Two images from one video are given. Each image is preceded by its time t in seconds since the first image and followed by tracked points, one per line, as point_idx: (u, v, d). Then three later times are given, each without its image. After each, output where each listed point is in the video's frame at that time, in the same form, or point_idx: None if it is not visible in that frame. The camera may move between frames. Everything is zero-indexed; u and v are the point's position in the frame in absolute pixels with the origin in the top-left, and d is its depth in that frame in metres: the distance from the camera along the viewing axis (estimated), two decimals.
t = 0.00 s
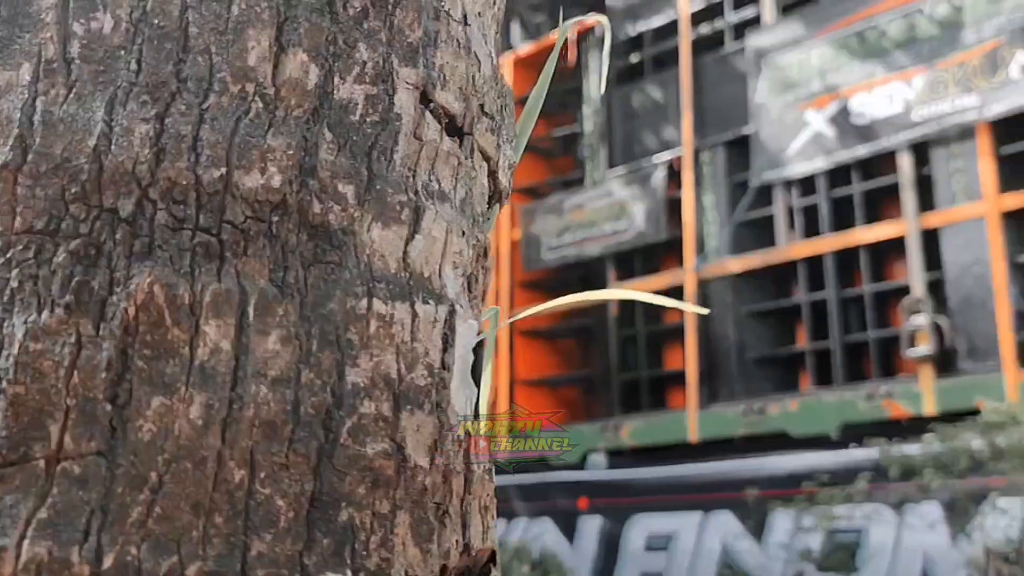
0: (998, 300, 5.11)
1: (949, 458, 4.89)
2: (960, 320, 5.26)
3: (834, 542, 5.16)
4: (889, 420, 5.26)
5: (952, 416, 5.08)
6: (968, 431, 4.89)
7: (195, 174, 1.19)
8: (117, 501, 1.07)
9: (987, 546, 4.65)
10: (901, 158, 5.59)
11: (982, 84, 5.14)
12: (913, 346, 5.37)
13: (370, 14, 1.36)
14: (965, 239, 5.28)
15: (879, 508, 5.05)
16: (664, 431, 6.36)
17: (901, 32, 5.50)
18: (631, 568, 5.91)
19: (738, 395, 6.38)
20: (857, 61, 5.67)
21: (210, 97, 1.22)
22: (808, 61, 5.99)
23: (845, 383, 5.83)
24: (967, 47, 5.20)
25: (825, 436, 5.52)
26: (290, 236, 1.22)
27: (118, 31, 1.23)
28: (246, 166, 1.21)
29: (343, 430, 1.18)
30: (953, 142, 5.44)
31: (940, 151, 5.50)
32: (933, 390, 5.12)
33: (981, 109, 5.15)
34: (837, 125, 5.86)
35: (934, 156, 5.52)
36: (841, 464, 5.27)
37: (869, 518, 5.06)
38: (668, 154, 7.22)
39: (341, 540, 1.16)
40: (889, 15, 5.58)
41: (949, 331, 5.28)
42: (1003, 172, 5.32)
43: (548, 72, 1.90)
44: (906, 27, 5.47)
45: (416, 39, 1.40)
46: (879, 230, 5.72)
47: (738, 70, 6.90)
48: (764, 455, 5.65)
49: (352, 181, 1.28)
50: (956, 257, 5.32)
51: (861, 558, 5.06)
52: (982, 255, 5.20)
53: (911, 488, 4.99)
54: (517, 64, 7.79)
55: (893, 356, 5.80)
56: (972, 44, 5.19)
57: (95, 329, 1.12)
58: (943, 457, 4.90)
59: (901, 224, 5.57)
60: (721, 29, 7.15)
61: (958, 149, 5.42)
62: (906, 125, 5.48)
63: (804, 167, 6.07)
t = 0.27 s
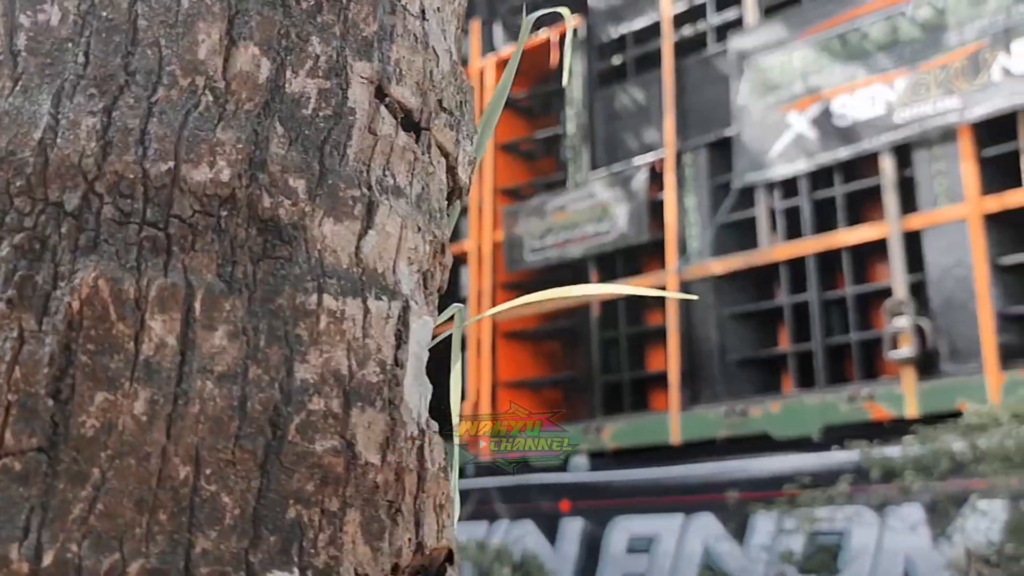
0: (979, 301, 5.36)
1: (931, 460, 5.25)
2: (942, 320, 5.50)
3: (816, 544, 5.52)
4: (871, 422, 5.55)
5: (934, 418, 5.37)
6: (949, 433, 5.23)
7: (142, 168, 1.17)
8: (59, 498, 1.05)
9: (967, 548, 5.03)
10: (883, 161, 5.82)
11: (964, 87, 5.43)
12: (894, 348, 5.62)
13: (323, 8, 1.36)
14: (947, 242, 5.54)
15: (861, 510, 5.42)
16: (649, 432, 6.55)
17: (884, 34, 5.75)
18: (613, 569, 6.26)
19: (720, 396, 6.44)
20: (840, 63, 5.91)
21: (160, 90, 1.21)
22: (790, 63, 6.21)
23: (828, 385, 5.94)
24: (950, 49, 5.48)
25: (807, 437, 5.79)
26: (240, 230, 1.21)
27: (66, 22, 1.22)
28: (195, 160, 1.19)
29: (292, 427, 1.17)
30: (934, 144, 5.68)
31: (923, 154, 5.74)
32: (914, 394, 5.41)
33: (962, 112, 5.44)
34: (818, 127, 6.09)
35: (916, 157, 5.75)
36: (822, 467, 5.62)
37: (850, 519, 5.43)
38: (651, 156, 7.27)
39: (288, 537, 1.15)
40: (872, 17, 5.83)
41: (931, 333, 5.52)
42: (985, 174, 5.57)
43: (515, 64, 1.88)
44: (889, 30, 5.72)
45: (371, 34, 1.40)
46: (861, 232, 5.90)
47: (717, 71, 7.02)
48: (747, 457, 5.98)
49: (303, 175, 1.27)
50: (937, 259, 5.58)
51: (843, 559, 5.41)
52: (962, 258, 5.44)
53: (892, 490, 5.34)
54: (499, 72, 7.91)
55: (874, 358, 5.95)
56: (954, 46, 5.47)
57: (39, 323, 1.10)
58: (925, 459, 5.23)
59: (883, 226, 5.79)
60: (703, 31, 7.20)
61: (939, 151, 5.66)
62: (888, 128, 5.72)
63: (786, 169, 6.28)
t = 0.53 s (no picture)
0: (972, 300, 6.06)
1: (924, 462, 5.89)
2: (936, 324, 6.23)
3: (808, 546, 6.26)
4: (865, 423, 6.24)
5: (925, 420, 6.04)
6: (943, 436, 5.86)
7: (98, 167, 1.16)
8: (7, 500, 1.05)
9: (958, 551, 5.68)
10: (878, 164, 6.58)
11: (958, 90, 6.11)
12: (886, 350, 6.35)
13: (286, 8, 1.36)
14: (942, 243, 6.25)
15: (853, 512, 6.12)
16: (644, 433, 7.38)
17: (877, 39, 6.50)
18: (608, 569, 7.17)
19: (714, 398, 7.27)
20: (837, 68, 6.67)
21: (116, 90, 1.20)
22: (784, 67, 7.02)
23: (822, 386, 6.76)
24: (944, 53, 6.19)
25: (801, 439, 6.51)
26: (197, 230, 1.21)
27: (22, 21, 1.22)
28: (152, 159, 1.19)
29: (248, 428, 1.17)
30: (928, 148, 6.40)
31: (916, 156, 6.47)
32: (908, 396, 6.09)
33: (956, 114, 6.11)
34: (811, 130, 6.86)
35: (911, 159, 6.49)
36: (815, 470, 6.35)
37: (844, 521, 6.14)
38: (645, 160, 8.05)
39: (243, 540, 1.14)
40: (866, 22, 6.58)
41: (924, 336, 6.23)
42: (978, 176, 6.27)
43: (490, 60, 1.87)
44: (884, 34, 6.46)
45: (335, 33, 1.39)
46: (852, 236, 6.69)
47: (715, 75, 7.69)
48: (742, 458, 6.75)
49: (263, 175, 1.26)
50: (932, 263, 6.30)
51: (835, 561, 6.13)
52: (955, 261, 6.17)
53: (884, 490, 6.04)
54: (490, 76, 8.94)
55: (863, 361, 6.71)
56: (949, 50, 6.18)
57: None
58: (920, 461, 5.89)
59: (877, 229, 6.55)
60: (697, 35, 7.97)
61: (933, 154, 6.37)
62: (884, 130, 6.44)
63: (780, 171, 7.07)
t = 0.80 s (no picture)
0: (963, 302, 6.11)
1: (915, 463, 5.89)
2: (927, 326, 6.27)
3: (800, 547, 6.26)
4: (857, 425, 6.29)
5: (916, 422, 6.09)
6: (934, 437, 5.87)
7: (51, 164, 1.15)
8: None
9: (949, 552, 5.68)
10: (870, 167, 6.59)
11: (950, 94, 6.14)
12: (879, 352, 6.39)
13: (247, 5, 1.35)
14: (934, 246, 6.29)
15: (845, 513, 6.11)
16: (640, 433, 7.43)
17: (870, 43, 6.52)
18: (602, 569, 7.18)
19: (708, 400, 7.32)
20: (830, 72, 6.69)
21: (72, 86, 1.19)
22: (778, 71, 7.03)
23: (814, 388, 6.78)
24: (936, 58, 6.20)
25: (795, 440, 6.54)
26: (153, 227, 1.20)
27: None
28: (106, 156, 1.18)
29: (201, 426, 1.16)
30: (920, 151, 6.44)
31: (909, 159, 6.50)
32: (901, 398, 6.13)
33: (948, 118, 6.15)
34: (804, 133, 6.88)
35: (903, 162, 6.52)
36: (808, 471, 6.34)
37: (835, 522, 6.13)
38: (640, 163, 8.06)
39: (196, 538, 1.13)
40: (859, 26, 6.60)
41: (917, 338, 6.27)
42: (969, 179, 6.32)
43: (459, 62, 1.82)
44: (877, 38, 6.48)
45: (297, 30, 1.39)
46: (847, 237, 6.71)
47: (709, 78, 7.71)
48: (734, 460, 6.78)
49: (220, 172, 1.26)
50: (924, 266, 6.33)
51: (827, 562, 6.13)
52: (947, 263, 6.21)
53: (875, 491, 6.04)
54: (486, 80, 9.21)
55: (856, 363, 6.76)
56: (941, 55, 6.19)
57: None
58: (912, 462, 5.89)
59: (869, 232, 6.58)
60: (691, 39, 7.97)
61: (925, 158, 6.41)
62: (877, 134, 6.46)
63: (773, 174, 7.09)
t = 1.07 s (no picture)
0: (954, 304, 6.13)
1: (905, 464, 5.85)
2: (918, 328, 6.29)
3: (792, 548, 6.22)
4: (849, 427, 6.38)
5: (906, 424, 6.17)
6: (923, 438, 5.87)
7: None
8: None
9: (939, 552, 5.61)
10: (862, 170, 6.61)
11: (941, 98, 6.14)
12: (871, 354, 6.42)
13: None
14: (926, 248, 6.30)
15: (836, 513, 6.07)
16: (635, 434, 7.57)
17: (863, 47, 6.52)
18: (595, 569, 7.11)
19: (701, 401, 7.37)
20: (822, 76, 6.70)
21: (18, 80, 1.19)
22: (771, 74, 7.05)
23: (807, 389, 6.80)
24: (928, 62, 6.19)
25: (786, 442, 6.65)
26: (100, 222, 1.19)
27: None
28: (52, 150, 1.18)
29: (147, 422, 1.15)
30: (911, 155, 6.43)
31: (900, 162, 6.50)
32: (892, 399, 6.20)
33: (939, 122, 6.15)
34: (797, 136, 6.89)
35: (895, 166, 6.52)
36: (800, 472, 6.32)
37: (826, 522, 6.08)
38: (634, 165, 8.03)
39: (140, 535, 1.13)
40: (851, 31, 6.60)
41: (908, 340, 6.29)
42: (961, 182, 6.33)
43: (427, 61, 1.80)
44: (870, 42, 6.48)
45: (252, 26, 1.38)
46: (839, 240, 6.71)
47: (702, 82, 7.71)
48: (727, 462, 6.76)
49: (170, 167, 1.25)
50: (915, 268, 6.35)
51: (818, 562, 6.09)
52: (938, 266, 6.23)
53: (866, 493, 6.00)
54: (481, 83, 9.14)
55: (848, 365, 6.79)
56: (932, 59, 6.18)
57: None
58: (903, 464, 5.86)
59: (862, 235, 6.59)
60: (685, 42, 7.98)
61: (915, 161, 6.42)
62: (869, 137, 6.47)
63: (766, 177, 7.09)
